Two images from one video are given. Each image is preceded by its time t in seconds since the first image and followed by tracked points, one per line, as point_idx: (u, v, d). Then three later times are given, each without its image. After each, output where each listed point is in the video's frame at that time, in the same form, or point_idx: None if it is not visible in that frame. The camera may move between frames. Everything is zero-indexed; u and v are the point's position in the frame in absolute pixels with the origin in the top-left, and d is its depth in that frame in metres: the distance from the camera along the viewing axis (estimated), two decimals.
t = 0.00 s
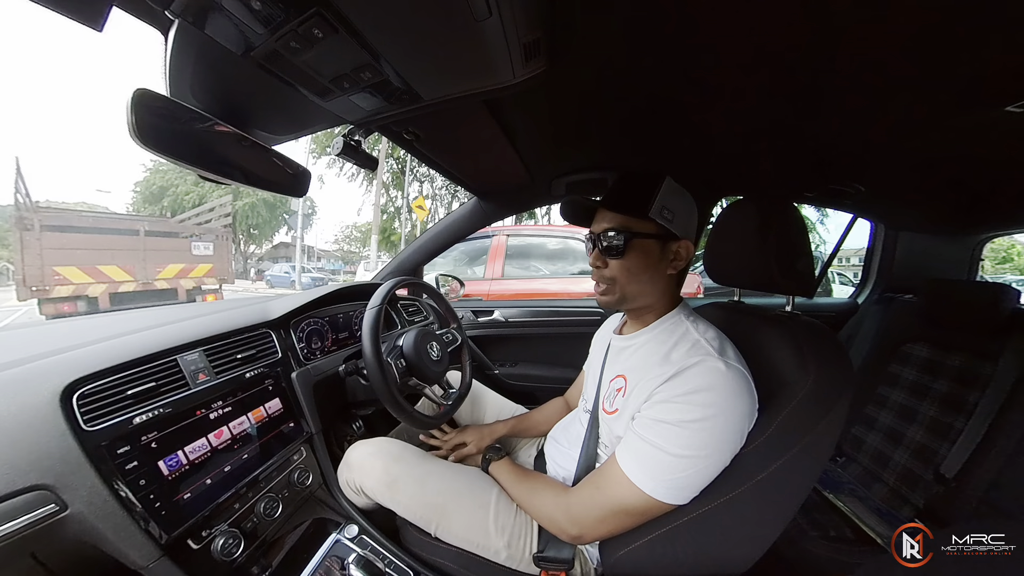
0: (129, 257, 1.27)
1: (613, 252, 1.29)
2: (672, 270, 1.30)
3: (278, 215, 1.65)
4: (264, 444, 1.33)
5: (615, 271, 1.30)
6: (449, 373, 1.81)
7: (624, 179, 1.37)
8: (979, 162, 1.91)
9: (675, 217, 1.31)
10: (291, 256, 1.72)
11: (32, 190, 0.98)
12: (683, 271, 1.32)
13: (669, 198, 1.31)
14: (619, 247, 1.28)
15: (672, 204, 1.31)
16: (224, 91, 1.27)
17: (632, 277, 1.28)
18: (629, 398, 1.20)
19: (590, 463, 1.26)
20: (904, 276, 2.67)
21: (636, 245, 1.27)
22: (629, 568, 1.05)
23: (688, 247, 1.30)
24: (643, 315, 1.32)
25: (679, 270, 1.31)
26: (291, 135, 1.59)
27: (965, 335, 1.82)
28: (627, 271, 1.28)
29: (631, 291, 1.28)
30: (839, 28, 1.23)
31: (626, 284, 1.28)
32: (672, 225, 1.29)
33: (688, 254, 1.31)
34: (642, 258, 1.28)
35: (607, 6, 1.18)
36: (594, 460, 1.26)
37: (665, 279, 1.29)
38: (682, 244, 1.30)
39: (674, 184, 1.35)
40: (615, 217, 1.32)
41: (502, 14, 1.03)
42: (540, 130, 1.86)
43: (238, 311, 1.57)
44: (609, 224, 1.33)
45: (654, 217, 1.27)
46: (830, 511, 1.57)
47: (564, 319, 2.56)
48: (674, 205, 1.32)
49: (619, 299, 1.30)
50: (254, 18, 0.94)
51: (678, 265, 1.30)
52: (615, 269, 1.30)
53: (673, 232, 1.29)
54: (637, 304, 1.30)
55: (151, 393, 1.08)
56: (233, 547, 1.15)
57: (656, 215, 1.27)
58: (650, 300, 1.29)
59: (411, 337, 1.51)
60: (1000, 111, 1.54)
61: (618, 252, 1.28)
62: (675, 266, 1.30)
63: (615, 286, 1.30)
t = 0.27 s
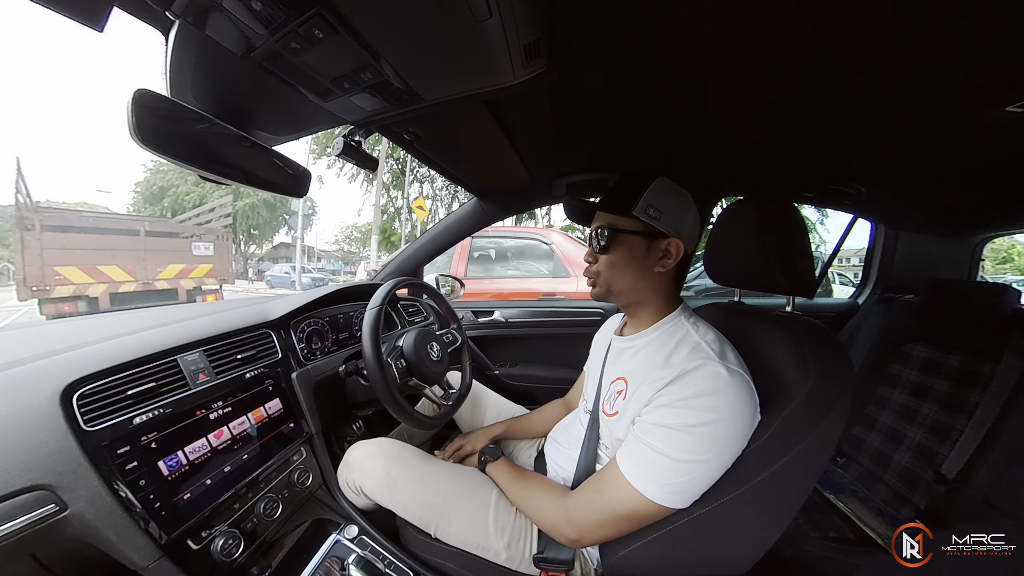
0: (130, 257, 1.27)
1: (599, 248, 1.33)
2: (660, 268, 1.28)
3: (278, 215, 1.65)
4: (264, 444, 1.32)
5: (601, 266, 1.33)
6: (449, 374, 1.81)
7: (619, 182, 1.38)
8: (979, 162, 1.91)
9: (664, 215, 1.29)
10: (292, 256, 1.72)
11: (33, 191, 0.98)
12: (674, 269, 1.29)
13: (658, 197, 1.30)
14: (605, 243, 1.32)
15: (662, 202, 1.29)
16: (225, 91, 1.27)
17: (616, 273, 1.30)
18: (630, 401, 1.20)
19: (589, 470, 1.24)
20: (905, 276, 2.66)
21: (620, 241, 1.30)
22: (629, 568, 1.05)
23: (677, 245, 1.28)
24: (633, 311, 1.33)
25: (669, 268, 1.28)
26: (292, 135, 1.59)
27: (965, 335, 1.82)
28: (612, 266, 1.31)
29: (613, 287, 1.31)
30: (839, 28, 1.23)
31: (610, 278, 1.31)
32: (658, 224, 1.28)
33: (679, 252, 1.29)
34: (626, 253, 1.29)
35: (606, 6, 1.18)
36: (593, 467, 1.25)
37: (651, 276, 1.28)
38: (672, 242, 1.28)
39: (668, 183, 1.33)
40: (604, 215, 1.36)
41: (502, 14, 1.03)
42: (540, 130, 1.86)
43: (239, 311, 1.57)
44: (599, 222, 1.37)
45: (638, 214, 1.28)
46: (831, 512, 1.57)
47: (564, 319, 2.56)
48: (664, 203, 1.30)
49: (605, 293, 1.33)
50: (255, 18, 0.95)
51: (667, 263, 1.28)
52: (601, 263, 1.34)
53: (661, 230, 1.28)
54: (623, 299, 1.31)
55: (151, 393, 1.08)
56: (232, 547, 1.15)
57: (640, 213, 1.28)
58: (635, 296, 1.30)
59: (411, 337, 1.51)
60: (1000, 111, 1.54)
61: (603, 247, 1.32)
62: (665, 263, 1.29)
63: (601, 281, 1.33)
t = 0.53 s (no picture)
0: (130, 257, 1.27)
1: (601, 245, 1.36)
2: (657, 266, 1.28)
3: (278, 216, 1.64)
4: (264, 444, 1.32)
5: (601, 263, 1.36)
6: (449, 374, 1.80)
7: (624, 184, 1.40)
8: (979, 162, 1.91)
9: (662, 214, 1.29)
10: (292, 257, 1.71)
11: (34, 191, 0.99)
12: (673, 267, 1.29)
13: (657, 196, 1.30)
14: (605, 240, 1.35)
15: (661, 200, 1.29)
16: (225, 91, 1.27)
17: (614, 269, 1.32)
18: (630, 401, 1.20)
19: (590, 471, 1.24)
20: (905, 276, 2.66)
21: (619, 239, 1.32)
22: (629, 569, 1.05)
23: (675, 244, 1.28)
24: (633, 309, 1.33)
25: (666, 266, 1.28)
26: (292, 135, 1.59)
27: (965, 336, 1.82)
28: (610, 263, 1.33)
29: (611, 284, 1.33)
30: (840, 28, 1.23)
31: (609, 275, 1.33)
32: (657, 223, 1.28)
33: (677, 250, 1.28)
34: (624, 250, 1.31)
35: (607, 6, 1.18)
36: (593, 468, 1.25)
37: (648, 274, 1.29)
38: (670, 240, 1.28)
39: (668, 183, 1.33)
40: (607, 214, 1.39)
41: (502, 15, 1.03)
42: (540, 131, 1.86)
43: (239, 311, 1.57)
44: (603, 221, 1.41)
45: (635, 213, 1.29)
46: (831, 513, 1.57)
47: (565, 319, 2.55)
48: (663, 203, 1.30)
49: (604, 290, 1.35)
50: (255, 18, 0.95)
51: (665, 261, 1.28)
52: (602, 261, 1.36)
53: (659, 229, 1.28)
54: (621, 296, 1.33)
55: (151, 393, 1.08)
56: (232, 547, 1.15)
57: (637, 211, 1.29)
58: (633, 293, 1.31)
59: (411, 337, 1.51)
60: (1001, 112, 1.54)
61: (604, 244, 1.35)
62: (662, 261, 1.28)
63: (602, 278, 1.36)
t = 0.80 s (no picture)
0: (131, 257, 1.28)
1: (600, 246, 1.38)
2: (651, 266, 1.28)
3: (278, 215, 1.64)
4: (264, 445, 1.32)
5: (599, 264, 1.38)
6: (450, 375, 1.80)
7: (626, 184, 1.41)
8: (980, 162, 1.91)
9: (656, 213, 1.29)
10: (292, 257, 1.70)
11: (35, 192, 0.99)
12: (668, 267, 1.28)
13: (650, 196, 1.30)
14: (602, 242, 1.37)
15: (654, 200, 1.29)
16: (225, 92, 1.27)
17: (609, 270, 1.33)
18: (630, 401, 1.20)
19: (590, 472, 1.24)
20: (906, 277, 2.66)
21: (614, 240, 1.33)
22: (630, 569, 1.05)
23: (669, 243, 1.27)
24: (630, 309, 1.34)
25: (660, 265, 1.28)
26: (293, 135, 1.59)
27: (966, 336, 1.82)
28: (606, 264, 1.35)
29: (607, 284, 1.34)
30: (840, 28, 1.23)
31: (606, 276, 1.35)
32: (650, 223, 1.28)
33: (671, 250, 1.27)
34: (619, 251, 1.32)
35: (607, 7, 1.18)
36: (593, 469, 1.25)
37: (642, 274, 1.29)
38: (664, 240, 1.27)
39: (665, 182, 1.32)
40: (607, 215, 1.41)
41: (502, 15, 1.03)
42: (541, 131, 1.86)
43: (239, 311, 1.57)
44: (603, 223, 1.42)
45: (629, 214, 1.30)
46: (832, 513, 1.57)
47: (565, 320, 2.55)
48: (657, 202, 1.29)
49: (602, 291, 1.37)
50: (256, 19, 0.95)
51: (659, 260, 1.28)
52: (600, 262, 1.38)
53: (653, 229, 1.28)
54: (618, 297, 1.34)
55: (151, 393, 1.08)
56: (232, 548, 1.15)
57: (631, 212, 1.30)
58: (628, 293, 1.31)
59: (411, 338, 1.51)
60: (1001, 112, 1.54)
61: (602, 245, 1.37)
62: (656, 261, 1.28)
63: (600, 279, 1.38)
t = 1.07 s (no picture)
0: (131, 257, 1.28)
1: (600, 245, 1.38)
2: (652, 266, 1.28)
3: (279, 216, 1.64)
4: (264, 445, 1.32)
5: (600, 264, 1.38)
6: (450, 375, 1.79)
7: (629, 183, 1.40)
8: (980, 162, 1.91)
9: (659, 215, 1.29)
10: (292, 257, 1.69)
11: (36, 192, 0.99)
12: (669, 267, 1.28)
13: (653, 196, 1.30)
14: (603, 241, 1.37)
15: (657, 200, 1.29)
16: (225, 93, 1.27)
17: (610, 270, 1.33)
18: (630, 402, 1.19)
19: (590, 472, 1.24)
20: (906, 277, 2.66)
21: (615, 240, 1.33)
22: (630, 569, 1.05)
23: (671, 244, 1.27)
24: (630, 309, 1.34)
25: (661, 266, 1.28)
26: (293, 135, 1.59)
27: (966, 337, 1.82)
28: (607, 264, 1.34)
29: (608, 284, 1.34)
30: (840, 28, 1.23)
31: (606, 275, 1.35)
32: (653, 223, 1.28)
33: (672, 250, 1.27)
34: (620, 251, 1.32)
35: (607, 7, 1.18)
36: (593, 469, 1.25)
37: (643, 274, 1.29)
38: (665, 241, 1.27)
39: (668, 182, 1.32)
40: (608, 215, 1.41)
41: (502, 15, 1.03)
42: (541, 131, 1.86)
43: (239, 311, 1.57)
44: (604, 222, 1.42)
45: (630, 214, 1.30)
46: (832, 513, 1.57)
47: (565, 320, 2.56)
48: (660, 202, 1.29)
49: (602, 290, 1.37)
50: (256, 19, 0.95)
51: (660, 261, 1.28)
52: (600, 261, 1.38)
53: (655, 229, 1.28)
54: (618, 296, 1.34)
55: (151, 394, 1.08)
56: (232, 548, 1.15)
57: (633, 212, 1.30)
58: (629, 293, 1.31)
59: (411, 338, 1.51)
60: (1001, 112, 1.54)
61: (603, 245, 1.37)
62: (658, 261, 1.28)
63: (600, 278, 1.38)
